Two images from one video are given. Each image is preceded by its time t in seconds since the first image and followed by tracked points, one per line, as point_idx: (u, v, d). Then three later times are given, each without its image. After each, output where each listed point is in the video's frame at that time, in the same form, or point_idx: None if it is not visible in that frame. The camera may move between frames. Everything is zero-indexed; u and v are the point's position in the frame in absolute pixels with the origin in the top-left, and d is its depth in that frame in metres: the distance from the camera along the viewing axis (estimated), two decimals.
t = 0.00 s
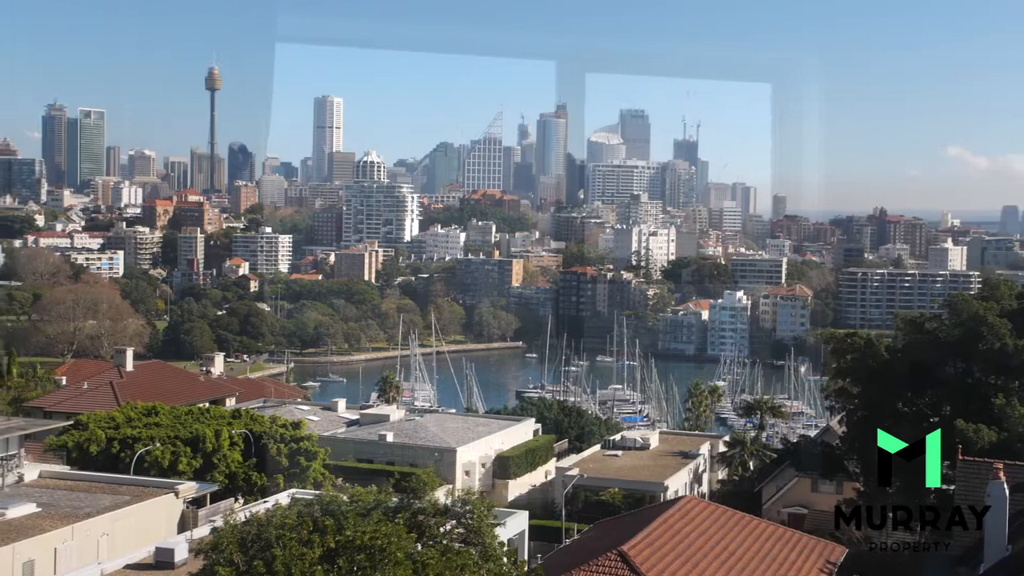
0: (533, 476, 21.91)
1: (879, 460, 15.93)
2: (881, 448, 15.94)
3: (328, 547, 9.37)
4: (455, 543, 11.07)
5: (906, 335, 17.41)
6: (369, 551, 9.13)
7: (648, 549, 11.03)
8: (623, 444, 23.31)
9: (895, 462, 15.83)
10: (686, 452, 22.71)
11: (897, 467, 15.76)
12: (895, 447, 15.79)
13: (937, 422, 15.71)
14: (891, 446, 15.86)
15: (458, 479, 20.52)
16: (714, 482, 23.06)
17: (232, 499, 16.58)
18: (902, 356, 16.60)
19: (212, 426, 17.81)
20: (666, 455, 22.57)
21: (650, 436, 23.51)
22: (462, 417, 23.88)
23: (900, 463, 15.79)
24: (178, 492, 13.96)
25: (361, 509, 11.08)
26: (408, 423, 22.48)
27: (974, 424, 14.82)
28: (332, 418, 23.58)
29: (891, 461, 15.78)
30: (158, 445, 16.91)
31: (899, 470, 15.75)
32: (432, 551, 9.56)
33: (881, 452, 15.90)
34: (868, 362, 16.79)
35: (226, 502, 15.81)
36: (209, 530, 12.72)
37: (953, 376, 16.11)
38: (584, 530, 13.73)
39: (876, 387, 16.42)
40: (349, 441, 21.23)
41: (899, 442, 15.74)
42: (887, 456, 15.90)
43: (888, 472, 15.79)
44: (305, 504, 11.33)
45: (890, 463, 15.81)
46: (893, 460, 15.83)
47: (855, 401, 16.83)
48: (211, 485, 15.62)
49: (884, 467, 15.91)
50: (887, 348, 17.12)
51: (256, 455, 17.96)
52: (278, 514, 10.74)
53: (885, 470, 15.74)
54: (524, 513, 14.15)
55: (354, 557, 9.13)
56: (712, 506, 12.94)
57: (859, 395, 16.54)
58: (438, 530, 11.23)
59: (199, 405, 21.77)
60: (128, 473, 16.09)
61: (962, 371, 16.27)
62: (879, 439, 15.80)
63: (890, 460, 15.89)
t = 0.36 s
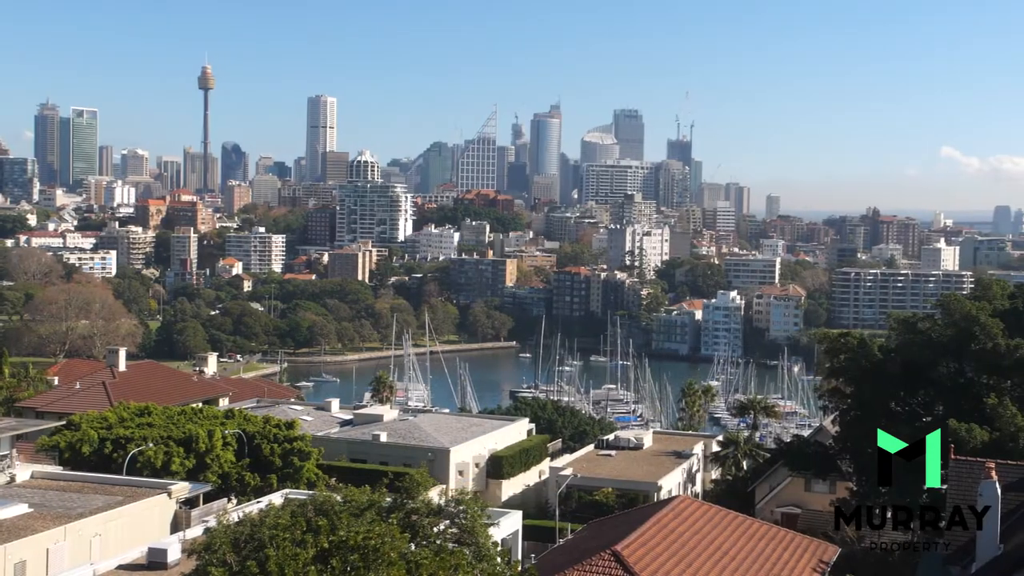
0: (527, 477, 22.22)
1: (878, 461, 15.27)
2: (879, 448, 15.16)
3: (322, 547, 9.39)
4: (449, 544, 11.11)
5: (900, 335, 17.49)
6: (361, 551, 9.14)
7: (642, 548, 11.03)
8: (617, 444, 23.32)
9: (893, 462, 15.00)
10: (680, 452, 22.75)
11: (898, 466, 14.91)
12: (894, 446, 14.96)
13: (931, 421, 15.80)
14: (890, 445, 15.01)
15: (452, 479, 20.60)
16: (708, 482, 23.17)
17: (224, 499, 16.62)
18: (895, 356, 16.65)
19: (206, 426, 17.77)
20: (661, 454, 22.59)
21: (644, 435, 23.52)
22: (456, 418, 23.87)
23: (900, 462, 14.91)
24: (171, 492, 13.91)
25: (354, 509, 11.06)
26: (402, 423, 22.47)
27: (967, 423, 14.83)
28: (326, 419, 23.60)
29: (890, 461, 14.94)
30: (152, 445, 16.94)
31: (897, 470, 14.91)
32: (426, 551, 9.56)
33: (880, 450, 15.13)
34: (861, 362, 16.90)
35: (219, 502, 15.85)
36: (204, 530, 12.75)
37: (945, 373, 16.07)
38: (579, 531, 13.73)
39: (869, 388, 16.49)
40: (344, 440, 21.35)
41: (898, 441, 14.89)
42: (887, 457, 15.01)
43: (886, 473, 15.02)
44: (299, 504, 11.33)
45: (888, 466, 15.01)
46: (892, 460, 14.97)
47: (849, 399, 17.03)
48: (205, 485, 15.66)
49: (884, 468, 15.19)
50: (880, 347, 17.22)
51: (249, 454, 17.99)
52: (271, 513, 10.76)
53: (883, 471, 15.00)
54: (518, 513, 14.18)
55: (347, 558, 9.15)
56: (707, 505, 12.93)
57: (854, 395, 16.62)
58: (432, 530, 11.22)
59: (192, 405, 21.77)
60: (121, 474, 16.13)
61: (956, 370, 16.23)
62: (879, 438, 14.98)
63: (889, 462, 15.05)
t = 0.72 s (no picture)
0: (517, 477, 22.23)
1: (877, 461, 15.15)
2: (880, 449, 15.02)
3: (312, 548, 9.37)
4: (439, 543, 11.10)
5: (889, 335, 17.53)
6: (351, 551, 9.09)
7: (631, 547, 11.02)
8: (607, 443, 23.33)
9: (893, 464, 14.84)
10: (671, 451, 22.76)
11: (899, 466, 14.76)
12: (896, 447, 14.81)
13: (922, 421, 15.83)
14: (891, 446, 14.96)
15: (442, 479, 20.60)
16: (698, 482, 23.21)
17: (215, 499, 16.59)
18: (885, 357, 16.65)
19: (196, 426, 17.74)
20: (651, 454, 22.60)
21: (635, 435, 23.53)
22: (447, 417, 23.84)
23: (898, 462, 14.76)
24: (162, 492, 13.88)
25: (344, 508, 11.06)
26: (392, 423, 22.44)
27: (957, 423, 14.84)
28: (317, 418, 23.57)
29: (890, 462, 14.77)
30: (141, 445, 16.90)
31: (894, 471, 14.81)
32: (416, 551, 9.52)
33: (882, 451, 14.97)
34: (851, 362, 16.89)
35: (209, 502, 15.81)
36: (193, 530, 12.71)
37: (935, 373, 16.08)
38: (569, 531, 13.72)
39: (859, 387, 16.48)
40: (334, 440, 21.33)
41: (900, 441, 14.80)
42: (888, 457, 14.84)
43: (886, 474, 14.86)
44: (289, 505, 11.30)
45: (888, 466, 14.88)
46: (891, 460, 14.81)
47: (838, 399, 17.03)
48: (195, 485, 15.62)
49: (882, 468, 15.02)
50: (869, 347, 17.22)
51: (239, 454, 17.97)
52: (261, 513, 10.72)
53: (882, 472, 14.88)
54: (509, 513, 14.15)
55: (337, 558, 9.11)
56: (698, 505, 12.93)
57: (844, 395, 16.55)
58: (422, 530, 11.21)
59: (181, 405, 21.72)
60: (110, 475, 16.09)
61: (944, 370, 16.25)
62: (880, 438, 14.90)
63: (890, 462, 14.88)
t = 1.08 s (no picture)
0: (505, 477, 22.22)
1: (869, 460, 15.20)
2: (880, 447, 15.00)
3: (299, 547, 9.34)
4: (427, 543, 11.09)
5: (875, 335, 17.58)
6: (338, 550, 9.06)
7: (618, 547, 11.03)
8: (594, 443, 23.34)
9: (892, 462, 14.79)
10: (658, 451, 22.78)
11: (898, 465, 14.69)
12: (895, 446, 14.79)
13: (906, 420, 15.92)
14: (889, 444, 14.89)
15: (429, 478, 20.58)
16: (685, 481, 23.23)
17: (201, 499, 16.54)
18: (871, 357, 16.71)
19: (181, 426, 17.66)
20: (638, 453, 22.62)
21: (622, 435, 23.55)
22: (434, 417, 23.81)
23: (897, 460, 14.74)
24: (148, 492, 13.82)
25: (331, 508, 11.04)
26: (379, 422, 22.42)
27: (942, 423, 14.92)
28: (303, 418, 23.53)
29: (889, 461, 14.77)
30: (127, 445, 16.85)
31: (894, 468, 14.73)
32: (403, 550, 9.48)
33: (882, 450, 14.88)
34: (838, 362, 16.96)
35: (195, 503, 15.75)
36: (179, 530, 12.68)
37: (921, 372, 16.13)
38: (557, 530, 13.72)
39: (846, 386, 16.53)
40: (321, 440, 21.30)
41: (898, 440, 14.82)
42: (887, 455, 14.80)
43: (885, 474, 14.87)
44: (275, 505, 11.27)
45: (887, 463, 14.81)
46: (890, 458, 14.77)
47: (826, 398, 17.06)
48: (181, 485, 15.56)
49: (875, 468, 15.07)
50: (854, 346, 17.30)
51: (226, 454, 17.93)
52: (248, 513, 10.70)
53: (883, 471, 14.88)
54: (496, 513, 14.14)
55: (324, 558, 9.08)
56: (685, 504, 12.94)
57: (830, 395, 16.61)
58: (409, 530, 11.20)
59: (167, 405, 21.66)
60: (96, 475, 16.04)
61: (930, 370, 16.27)
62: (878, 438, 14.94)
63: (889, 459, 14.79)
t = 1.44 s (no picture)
0: (488, 476, 22.21)
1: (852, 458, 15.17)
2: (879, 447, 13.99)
3: (281, 548, 9.31)
4: (410, 544, 11.06)
5: (857, 334, 17.63)
6: (321, 550, 9.05)
7: (601, 547, 11.02)
8: (577, 442, 23.35)
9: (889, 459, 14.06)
10: (640, 451, 22.83)
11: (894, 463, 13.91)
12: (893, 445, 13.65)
13: (888, 419, 15.94)
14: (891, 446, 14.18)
15: (412, 478, 20.54)
16: (669, 481, 23.29)
17: (183, 499, 16.45)
18: (854, 356, 16.75)
19: (163, 427, 17.59)
20: (621, 453, 22.66)
21: (605, 434, 23.58)
22: (417, 417, 23.80)
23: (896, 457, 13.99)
24: (129, 492, 13.76)
25: (314, 508, 11.02)
26: (362, 422, 22.36)
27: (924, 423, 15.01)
28: (287, 418, 23.48)
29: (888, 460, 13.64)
30: (109, 445, 16.78)
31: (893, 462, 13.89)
32: (386, 550, 9.43)
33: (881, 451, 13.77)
34: (820, 362, 17.05)
35: (177, 503, 15.70)
36: (161, 531, 12.62)
37: (904, 372, 16.17)
38: (541, 530, 13.70)
39: (829, 384, 16.60)
40: (304, 440, 21.25)
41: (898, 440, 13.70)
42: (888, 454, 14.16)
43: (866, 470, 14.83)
44: (259, 505, 11.25)
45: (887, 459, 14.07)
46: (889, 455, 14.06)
47: (809, 398, 17.13)
48: (163, 486, 15.52)
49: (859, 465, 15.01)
50: (838, 346, 17.37)
51: (208, 454, 17.88)
52: (230, 514, 10.68)
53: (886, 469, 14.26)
54: (479, 512, 14.16)
55: (306, 558, 9.05)
56: (668, 503, 12.95)
57: (813, 394, 16.72)
58: (393, 530, 11.18)
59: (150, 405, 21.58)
60: (78, 475, 15.95)
61: (913, 369, 16.32)
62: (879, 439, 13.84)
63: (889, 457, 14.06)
